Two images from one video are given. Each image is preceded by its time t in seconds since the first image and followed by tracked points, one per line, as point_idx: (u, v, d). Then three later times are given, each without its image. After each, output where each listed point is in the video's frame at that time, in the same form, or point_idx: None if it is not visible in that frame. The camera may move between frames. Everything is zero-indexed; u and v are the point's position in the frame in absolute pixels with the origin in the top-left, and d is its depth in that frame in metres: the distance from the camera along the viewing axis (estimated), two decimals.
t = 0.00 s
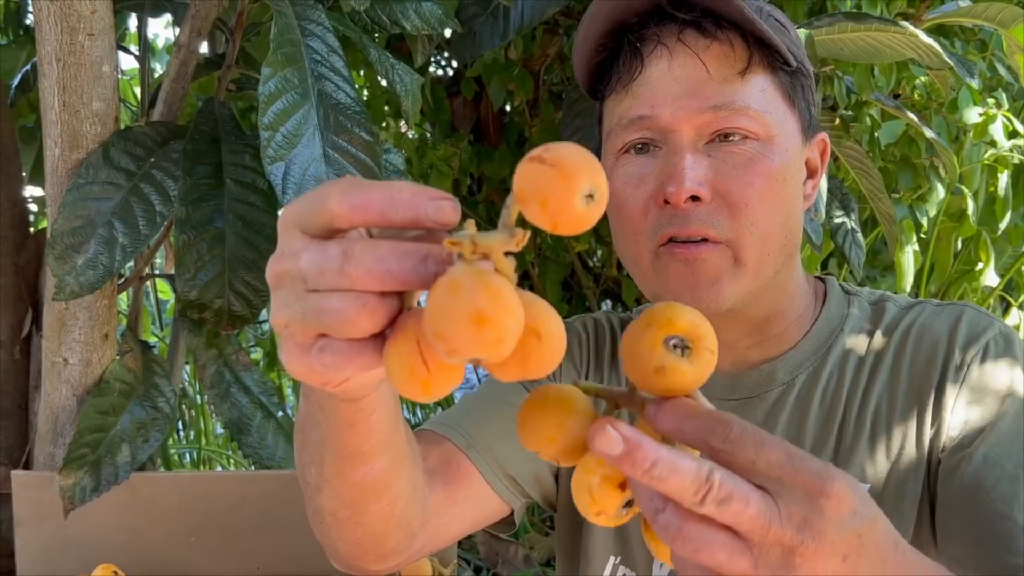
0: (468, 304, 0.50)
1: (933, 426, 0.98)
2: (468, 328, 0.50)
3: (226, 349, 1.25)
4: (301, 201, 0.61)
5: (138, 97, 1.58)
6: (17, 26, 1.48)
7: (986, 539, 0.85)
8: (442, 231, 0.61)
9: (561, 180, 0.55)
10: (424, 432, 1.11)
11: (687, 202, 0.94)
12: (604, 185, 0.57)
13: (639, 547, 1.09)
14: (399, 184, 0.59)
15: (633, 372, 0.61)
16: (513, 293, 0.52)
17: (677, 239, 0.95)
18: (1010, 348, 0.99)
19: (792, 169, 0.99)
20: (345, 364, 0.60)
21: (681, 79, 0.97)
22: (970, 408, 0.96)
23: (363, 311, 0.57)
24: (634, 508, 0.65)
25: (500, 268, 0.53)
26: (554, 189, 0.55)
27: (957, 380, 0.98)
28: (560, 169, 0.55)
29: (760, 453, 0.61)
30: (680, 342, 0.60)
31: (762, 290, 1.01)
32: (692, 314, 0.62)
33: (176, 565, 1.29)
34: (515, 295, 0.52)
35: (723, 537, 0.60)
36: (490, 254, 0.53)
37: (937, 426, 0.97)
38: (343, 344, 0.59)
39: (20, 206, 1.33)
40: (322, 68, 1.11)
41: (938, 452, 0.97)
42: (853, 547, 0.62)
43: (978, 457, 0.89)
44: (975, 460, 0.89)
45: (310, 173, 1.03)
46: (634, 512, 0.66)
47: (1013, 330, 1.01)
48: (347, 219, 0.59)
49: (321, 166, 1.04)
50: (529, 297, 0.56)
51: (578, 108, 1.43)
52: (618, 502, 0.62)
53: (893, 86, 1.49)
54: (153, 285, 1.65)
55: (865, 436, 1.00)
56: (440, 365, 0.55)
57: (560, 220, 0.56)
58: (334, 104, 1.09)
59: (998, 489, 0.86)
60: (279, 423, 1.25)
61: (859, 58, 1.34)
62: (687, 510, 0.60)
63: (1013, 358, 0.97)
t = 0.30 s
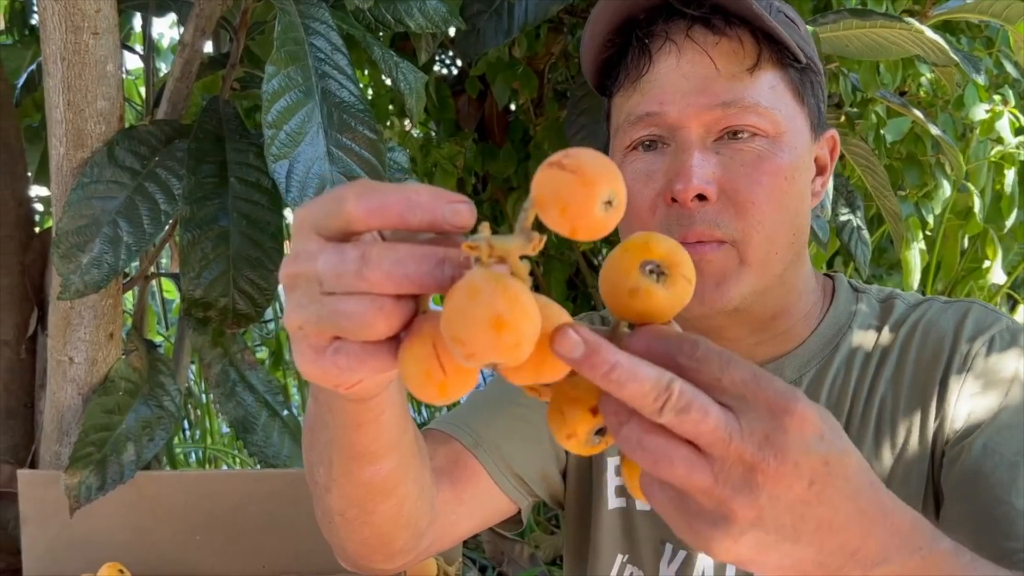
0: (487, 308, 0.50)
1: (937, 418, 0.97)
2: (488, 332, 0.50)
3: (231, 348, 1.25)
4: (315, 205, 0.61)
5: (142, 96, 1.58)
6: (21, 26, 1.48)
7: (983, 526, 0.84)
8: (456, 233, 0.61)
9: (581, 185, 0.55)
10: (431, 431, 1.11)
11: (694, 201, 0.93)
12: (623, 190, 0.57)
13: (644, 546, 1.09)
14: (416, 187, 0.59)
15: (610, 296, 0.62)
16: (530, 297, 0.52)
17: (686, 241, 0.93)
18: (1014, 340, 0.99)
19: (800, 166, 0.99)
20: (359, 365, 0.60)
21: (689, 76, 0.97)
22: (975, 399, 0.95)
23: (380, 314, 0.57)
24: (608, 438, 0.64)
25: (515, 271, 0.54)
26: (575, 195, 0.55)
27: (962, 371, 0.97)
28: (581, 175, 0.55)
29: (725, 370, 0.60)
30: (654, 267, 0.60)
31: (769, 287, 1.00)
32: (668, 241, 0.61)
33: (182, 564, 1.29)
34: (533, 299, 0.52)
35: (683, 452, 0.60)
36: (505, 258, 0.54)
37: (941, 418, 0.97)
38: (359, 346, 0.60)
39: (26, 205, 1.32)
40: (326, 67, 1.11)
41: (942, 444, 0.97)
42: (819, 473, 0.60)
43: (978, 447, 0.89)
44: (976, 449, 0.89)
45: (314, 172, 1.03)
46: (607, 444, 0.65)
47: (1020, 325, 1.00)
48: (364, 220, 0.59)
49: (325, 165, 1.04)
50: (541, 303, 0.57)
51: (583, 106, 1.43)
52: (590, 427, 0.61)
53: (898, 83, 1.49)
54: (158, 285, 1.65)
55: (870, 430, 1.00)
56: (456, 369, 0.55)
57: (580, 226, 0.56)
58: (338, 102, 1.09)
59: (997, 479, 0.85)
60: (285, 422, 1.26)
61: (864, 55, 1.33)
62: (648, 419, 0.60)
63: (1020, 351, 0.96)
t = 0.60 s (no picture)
0: (477, 295, 0.49)
1: (940, 412, 0.97)
2: (478, 319, 0.49)
3: (236, 344, 1.25)
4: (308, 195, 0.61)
5: (147, 93, 1.58)
6: (26, 24, 1.48)
7: (987, 522, 0.83)
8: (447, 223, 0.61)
9: (569, 171, 0.55)
10: (432, 428, 1.11)
11: (693, 193, 0.93)
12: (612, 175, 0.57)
13: (648, 542, 1.09)
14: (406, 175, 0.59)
15: (616, 294, 0.61)
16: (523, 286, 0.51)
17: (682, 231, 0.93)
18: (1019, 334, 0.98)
19: (799, 159, 0.99)
20: (352, 356, 0.60)
21: (686, 69, 0.96)
22: (978, 393, 0.94)
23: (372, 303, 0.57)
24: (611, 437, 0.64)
25: (507, 259, 0.54)
26: (563, 181, 0.55)
27: (964, 365, 0.97)
28: (568, 161, 0.55)
29: (737, 379, 0.60)
30: (663, 266, 0.60)
31: (768, 281, 1.00)
32: (679, 239, 0.61)
33: (186, 560, 1.29)
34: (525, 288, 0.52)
35: (693, 463, 0.59)
36: (496, 246, 0.53)
37: (944, 412, 0.96)
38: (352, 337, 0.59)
39: (31, 202, 1.32)
40: (330, 62, 1.11)
41: (945, 438, 0.96)
42: (829, 484, 0.60)
43: (981, 441, 0.88)
44: (979, 443, 0.88)
45: (318, 167, 1.03)
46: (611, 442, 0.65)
47: None
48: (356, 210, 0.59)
49: (328, 160, 1.04)
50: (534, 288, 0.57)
51: (587, 102, 1.43)
52: (595, 428, 0.61)
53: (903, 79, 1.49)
54: (163, 282, 1.65)
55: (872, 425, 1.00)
56: (448, 358, 0.54)
57: (570, 213, 0.56)
58: (341, 97, 1.09)
59: (1002, 471, 0.84)
60: (289, 418, 1.26)
61: (868, 49, 1.32)
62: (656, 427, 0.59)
63: None
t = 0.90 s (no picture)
0: (404, 305, 0.50)
1: (946, 415, 0.97)
2: (405, 328, 0.50)
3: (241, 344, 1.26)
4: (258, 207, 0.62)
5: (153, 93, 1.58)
6: (32, 24, 1.48)
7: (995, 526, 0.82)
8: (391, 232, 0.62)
9: (498, 184, 0.56)
10: (430, 434, 1.12)
11: (697, 195, 0.93)
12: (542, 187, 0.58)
13: (654, 543, 1.09)
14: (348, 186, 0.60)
15: (654, 348, 0.58)
16: (454, 297, 0.52)
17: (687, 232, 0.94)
18: None
19: (803, 160, 0.98)
20: (304, 363, 0.59)
21: (689, 69, 0.96)
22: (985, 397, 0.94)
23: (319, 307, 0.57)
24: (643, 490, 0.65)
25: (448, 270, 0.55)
26: (491, 193, 0.56)
27: (971, 368, 0.97)
28: (498, 174, 0.56)
29: (791, 449, 0.56)
30: (703, 319, 0.57)
31: (772, 281, 1.00)
32: (716, 290, 0.58)
33: (191, 560, 1.29)
34: (457, 298, 0.53)
35: (752, 547, 0.56)
36: (437, 256, 0.54)
37: (951, 415, 0.96)
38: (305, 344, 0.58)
39: (37, 203, 1.32)
40: (335, 62, 1.11)
41: (951, 442, 0.96)
42: (886, 545, 0.57)
43: (990, 444, 0.87)
44: (988, 447, 0.87)
45: (323, 167, 1.03)
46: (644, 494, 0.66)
47: None
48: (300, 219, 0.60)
49: (333, 161, 1.04)
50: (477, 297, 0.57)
51: (591, 102, 1.43)
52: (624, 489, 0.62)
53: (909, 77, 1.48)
54: (169, 281, 1.66)
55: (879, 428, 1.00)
56: (388, 365, 0.54)
57: (502, 224, 0.57)
58: (346, 97, 1.09)
59: (1011, 474, 0.83)
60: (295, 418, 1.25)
61: (873, 48, 1.32)
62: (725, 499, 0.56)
63: None
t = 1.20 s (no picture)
0: (330, 342, 0.52)
1: (951, 417, 0.97)
2: (330, 363, 0.52)
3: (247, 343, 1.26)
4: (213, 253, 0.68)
5: (158, 93, 1.58)
6: (36, 24, 1.48)
7: (1007, 531, 0.82)
8: (331, 271, 0.65)
9: (412, 224, 0.58)
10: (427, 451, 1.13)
11: (700, 202, 0.93)
12: (459, 225, 0.60)
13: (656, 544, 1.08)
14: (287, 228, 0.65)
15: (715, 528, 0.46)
16: (383, 332, 0.54)
17: (690, 240, 0.95)
18: None
19: (806, 164, 0.98)
20: (258, 396, 0.61)
21: (692, 75, 0.96)
22: (988, 400, 0.94)
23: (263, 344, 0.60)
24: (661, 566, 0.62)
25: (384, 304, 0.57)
26: (407, 234, 0.58)
27: (975, 371, 0.97)
28: (411, 214, 0.58)
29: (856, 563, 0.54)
30: (777, 493, 0.46)
31: (775, 285, 1.00)
32: (786, 450, 0.48)
33: (196, 559, 1.29)
34: (386, 334, 0.54)
35: None
36: (371, 291, 0.57)
37: (955, 417, 0.96)
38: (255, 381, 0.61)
39: (42, 202, 1.32)
40: (339, 62, 1.11)
41: (956, 444, 0.96)
42: None
43: (997, 446, 0.88)
44: (995, 448, 0.88)
45: (327, 166, 1.03)
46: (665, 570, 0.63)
47: None
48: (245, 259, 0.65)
49: (338, 160, 1.04)
50: (411, 330, 0.60)
51: (595, 100, 1.42)
52: None
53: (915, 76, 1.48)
54: (174, 280, 1.66)
55: (882, 429, 0.99)
56: (329, 399, 0.56)
57: (418, 261, 0.58)
58: (351, 97, 1.09)
59: (1017, 480, 0.84)
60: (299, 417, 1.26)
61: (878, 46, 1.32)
62: None
63: None
